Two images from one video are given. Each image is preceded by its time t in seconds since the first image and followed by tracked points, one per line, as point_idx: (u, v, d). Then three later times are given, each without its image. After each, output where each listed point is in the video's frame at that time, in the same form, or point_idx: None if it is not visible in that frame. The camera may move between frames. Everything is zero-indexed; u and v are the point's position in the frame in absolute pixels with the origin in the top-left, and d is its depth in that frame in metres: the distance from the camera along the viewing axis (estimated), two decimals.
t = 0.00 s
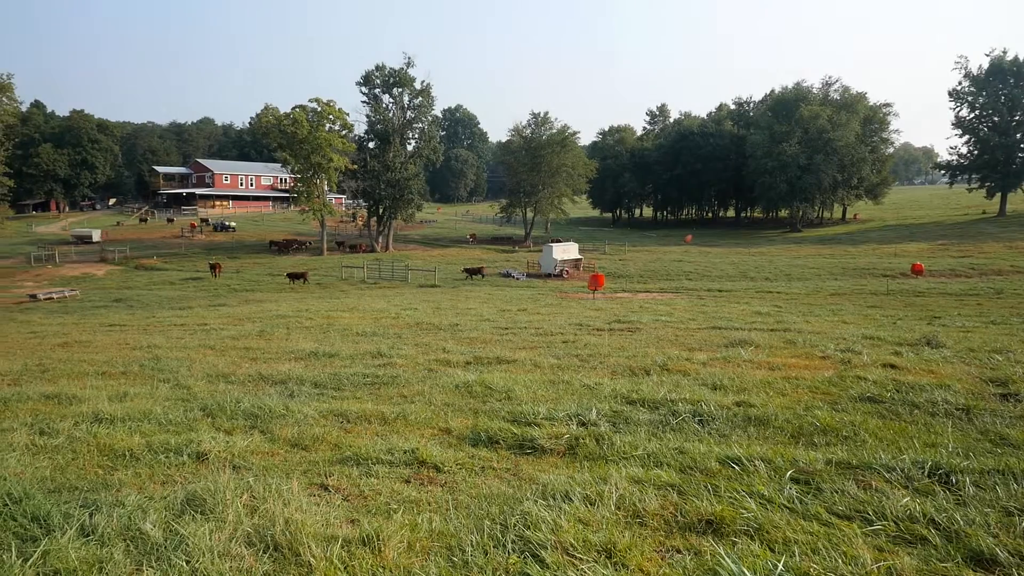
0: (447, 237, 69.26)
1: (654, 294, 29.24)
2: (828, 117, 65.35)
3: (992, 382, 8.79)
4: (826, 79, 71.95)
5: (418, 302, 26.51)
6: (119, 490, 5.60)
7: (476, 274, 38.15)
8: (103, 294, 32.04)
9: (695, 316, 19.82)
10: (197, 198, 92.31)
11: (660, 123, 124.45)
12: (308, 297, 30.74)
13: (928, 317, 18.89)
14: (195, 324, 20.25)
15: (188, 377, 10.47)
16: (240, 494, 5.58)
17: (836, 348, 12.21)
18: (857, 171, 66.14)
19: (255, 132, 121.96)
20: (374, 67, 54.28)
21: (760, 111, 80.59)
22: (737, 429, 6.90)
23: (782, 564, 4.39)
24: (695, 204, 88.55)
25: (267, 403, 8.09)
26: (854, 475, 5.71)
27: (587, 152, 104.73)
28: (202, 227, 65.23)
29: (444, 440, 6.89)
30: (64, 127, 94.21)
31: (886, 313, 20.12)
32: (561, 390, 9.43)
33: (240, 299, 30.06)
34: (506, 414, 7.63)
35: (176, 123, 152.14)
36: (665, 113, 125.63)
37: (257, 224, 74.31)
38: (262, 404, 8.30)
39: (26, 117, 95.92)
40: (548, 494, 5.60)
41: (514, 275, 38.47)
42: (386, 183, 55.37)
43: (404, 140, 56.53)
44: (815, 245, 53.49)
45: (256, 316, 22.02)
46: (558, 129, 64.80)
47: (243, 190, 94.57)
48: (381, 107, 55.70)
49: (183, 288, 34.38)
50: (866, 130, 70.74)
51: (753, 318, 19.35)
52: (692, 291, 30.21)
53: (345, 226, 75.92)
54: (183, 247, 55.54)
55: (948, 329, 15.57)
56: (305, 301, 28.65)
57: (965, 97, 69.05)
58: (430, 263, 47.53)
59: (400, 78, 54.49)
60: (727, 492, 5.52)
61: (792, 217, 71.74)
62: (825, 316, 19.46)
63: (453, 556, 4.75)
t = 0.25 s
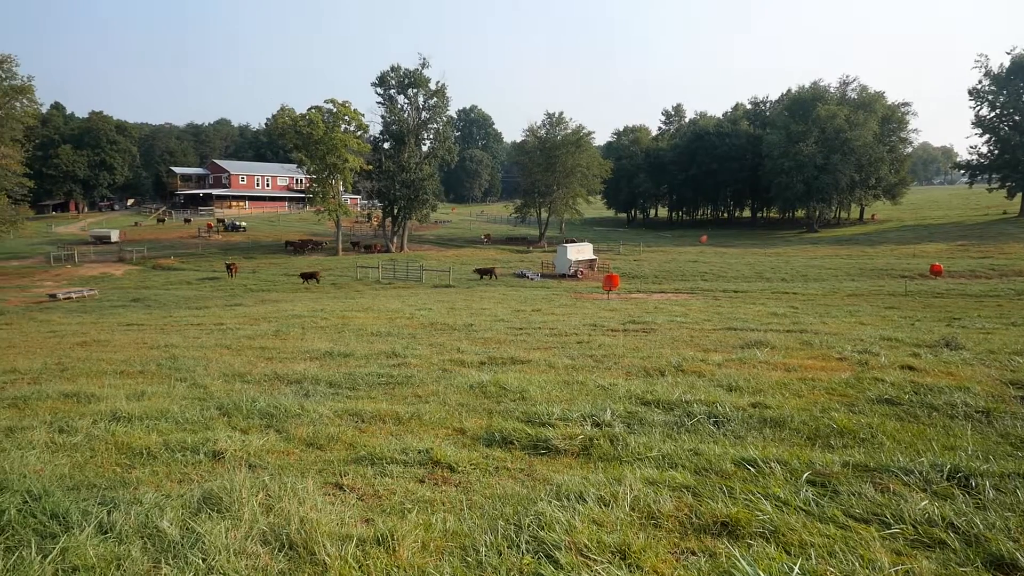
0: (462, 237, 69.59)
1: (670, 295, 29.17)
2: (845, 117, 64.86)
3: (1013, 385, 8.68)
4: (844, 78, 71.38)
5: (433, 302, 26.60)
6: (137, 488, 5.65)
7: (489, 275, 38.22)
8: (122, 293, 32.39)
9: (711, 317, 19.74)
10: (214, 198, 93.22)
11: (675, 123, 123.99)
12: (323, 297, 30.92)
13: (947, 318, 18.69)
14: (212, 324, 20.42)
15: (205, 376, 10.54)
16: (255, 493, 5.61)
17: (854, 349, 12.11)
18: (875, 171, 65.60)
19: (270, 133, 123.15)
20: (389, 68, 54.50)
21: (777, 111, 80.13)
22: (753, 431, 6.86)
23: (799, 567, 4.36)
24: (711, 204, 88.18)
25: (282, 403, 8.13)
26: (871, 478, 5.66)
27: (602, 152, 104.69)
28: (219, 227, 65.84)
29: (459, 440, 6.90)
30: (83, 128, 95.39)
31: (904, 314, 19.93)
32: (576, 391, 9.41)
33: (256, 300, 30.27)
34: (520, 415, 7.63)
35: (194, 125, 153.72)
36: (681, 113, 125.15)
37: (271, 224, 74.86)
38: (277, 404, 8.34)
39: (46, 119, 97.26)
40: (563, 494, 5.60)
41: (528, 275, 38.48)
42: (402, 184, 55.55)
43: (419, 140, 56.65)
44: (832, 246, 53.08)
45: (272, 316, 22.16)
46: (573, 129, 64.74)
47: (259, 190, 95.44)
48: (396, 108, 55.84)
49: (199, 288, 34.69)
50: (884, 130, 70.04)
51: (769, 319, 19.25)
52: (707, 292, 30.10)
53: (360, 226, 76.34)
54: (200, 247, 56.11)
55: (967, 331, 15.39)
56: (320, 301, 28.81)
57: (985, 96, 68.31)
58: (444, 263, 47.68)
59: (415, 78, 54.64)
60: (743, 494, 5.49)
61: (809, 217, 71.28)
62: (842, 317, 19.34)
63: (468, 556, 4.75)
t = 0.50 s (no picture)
0: (477, 237, 69.97)
1: (685, 296, 29.07)
2: (863, 116, 64.34)
3: None
4: (862, 77, 70.79)
5: (448, 303, 26.67)
6: (155, 486, 5.70)
7: (500, 276, 38.27)
8: (140, 293, 32.69)
9: (726, 318, 19.67)
10: (231, 199, 94.21)
11: (691, 123, 123.47)
12: (338, 297, 31.07)
13: (967, 320, 18.47)
14: (229, 324, 20.55)
15: (222, 375, 10.61)
16: (271, 492, 5.64)
17: (871, 351, 12.01)
18: (894, 171, 65.02)
19: (287, 135, 124.77)
20: (404, 69, 54.73)
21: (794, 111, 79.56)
22: (769, 433, 6.82)
23: (816, 570, 4.32)
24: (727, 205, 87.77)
25: (297, 402, 8.18)
26: (889, 481, 5.61)
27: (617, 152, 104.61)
28: (236, 227, 66.40)
29: (473, 440, 6.90)
30: (102, 130, 96.54)
31: (922, 316, 19.73)
32: (590, 392, 9.38)
33: (272, 299, 30.47)
34: (534, 415, 7.63)
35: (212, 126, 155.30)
36: (697, 113, 124.62)
37: (286, 224, 75.42)
38: (292, 403, 8.40)
39: (67, 121, 98.59)
40: (577, 495, 5.58)
41: (543, 276, 38.48)
42: (417, 185, 55.73)
43: (434, 141, 56.77)
44: (849, 246, 52.65)
45: (287, 316, 22.30)
46: (588, 130, 64.68)
47: (275, 191, 96.40)
48: (411, 109, 56.03)
49: (216, 288, 34.99)
50: (902, 130, 69.44)
51: (785, 320, 19.14)
52: (723, 293, 29.96)
53: (375, 227, 76.86)
54: (217, 248, 56.61)
55: (988, 333, 15.19)
56: (335, 300, 28.94)
57: (1006, 95, 67.40)
58: (458, 263, 47.87)
59: (430, 79, 54.81)
60: (759, 496, 5.45)
61: (826, 218, 70.78)
62: (859, 318, 19.20)
63: (482, 556, 4.75)
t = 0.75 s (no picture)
0: (492, 238, 70.07)
1: (701, 297, 28.95)
2: (883, 115, 63.72)
3: None
4: (882, 77, 70.10)
5: (463, 303, 26.73)
6: (173, 483, 5.74)
7: (513, 276, 38.30)
8: (160, 293, 33.06)
9: (743, 319, 19.56)
10: (249, 199, 95.09)
11: (708, 123, 122.99)
12: (355, 297, 31.23)
13: (990, 322, 18.21)
14: (247, 323, 20.72)
15: (240, 374, 10.70)
16: (288, 491, 5.67)
17: (891, 353, 11.90)
18: (913, 171, 64.33)
19: (305, 136, 127.27)
20: (421, 70, 54.90)
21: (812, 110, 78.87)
22: (787, 435, 6.77)
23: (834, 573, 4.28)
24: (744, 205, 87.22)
25: (314, 402, 8.23)
26: (908, 484, 5.55)
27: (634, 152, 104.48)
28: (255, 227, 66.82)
29: (488, 440, 6.91)
30: (123, 131, 97.50)
31: (944, 317, 19.50)
32: (606, 393, 9.36)
33: (289, 299, 30.68)
34: (550, 415, 7.63)
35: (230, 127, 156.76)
36: (714, 113, 124.12)
37: (302, 224, 75.92)
38: (309, 402, 8.44)
39: (88, 122, 99.84)
40: (593, 497, 5.57)
41: (559, 277, 38.48)
42: (433, 185, 55.85)
43: (450, 142, 56.85)
44: (868, 247, 52.17)
45: (305, 315, 22.42)
46: (604, 130, 64.60)
47: (292, 192, 97.15)
48: (427, 109, 56.14)
49: (234, 288, 35.28)
50: (923, 129, 68.60)
51: (803, 321, 19.00)
52: (740, 293, 29.81)
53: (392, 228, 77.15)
54: (235, 248, 57.03)
55: (1011, 335, 14.97)
56: (353, 301, 29.09)
57: None
58: (474, 263, 47.99)
59: (446, 80, 54.95)
60: (777, 499, 5.41)
61: (845, 218, 70.16)
62: (879, 320, 18.99)
63: (498, 557, 4.75)
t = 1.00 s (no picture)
0: (505, 238, 70.11)
1: (715, 298, 28.84)
2: (901, 115, 63.17)
3: None
4: (899, 76, 69.41)
5: (477, 303, 26.76)
6: (189, 481, 5.78)
7: (524, 276, 38.29)
8: (176, 292, 33.33)
9: (758, 321, 19.46)
10: (264, 199, 95.75)
11: (723, 123, 122.68)
12: (369, 297, 31.34)
13: (1010, 324, 17.99)
14: (262, 323, 20.82)
15: (255, 373, 10.77)
16: (301, 489, 5.69)
17: (908, 355, 11.79)
18: (931, 171, 63.74)
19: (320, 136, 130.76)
20: (435, 70, 54.98)
21: (829, 110, 78.25)
22: (802, 438, 6.73)
23: None
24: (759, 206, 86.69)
25: (328, 401, 8.27)
26: (925, 488, 5.49)
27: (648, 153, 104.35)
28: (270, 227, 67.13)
29: (501, 441, 6.92)
30: (139, 131, 98.26)
31: (962, 320, 19.29)
32: (619, 394, 9.34)
33: (303, 298, 30.84)
34: (563, 416, 7.62)
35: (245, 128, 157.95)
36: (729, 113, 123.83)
37: (316, 224, 76.32)
38: (323, 402, 8.48)
39: (105, 123, 100.86)
40: (606, 498, 5.56)
41: (572, 277, 38.45)
42: (447, 185, 55.92)
43: (464, 142, 56.88)
44: (885, 248, 51.75)
45: (319, 315, 22.53)
46: (619, 130, 64.47)
47: (307, 192, 97.78)
48: (441, 109, 56.18)
49: (249, 287, 35.48)
50: (941, 129, 67.89)
51: (819, 323, 18.87)
52: (755, 295, 29.67)
53: (406, 228, 77.36)
54: (251, 247, 57.33)
55: None
56: (366, 300, 29.18)
57: None
58: (488, 264, 48.07)
59: (461, 80, 54.99)
60: (791, 501, 5.38)
61: (862, 219, 69.62)
62: (896, 322, 18.82)
63: (510, 557, 4.74)
